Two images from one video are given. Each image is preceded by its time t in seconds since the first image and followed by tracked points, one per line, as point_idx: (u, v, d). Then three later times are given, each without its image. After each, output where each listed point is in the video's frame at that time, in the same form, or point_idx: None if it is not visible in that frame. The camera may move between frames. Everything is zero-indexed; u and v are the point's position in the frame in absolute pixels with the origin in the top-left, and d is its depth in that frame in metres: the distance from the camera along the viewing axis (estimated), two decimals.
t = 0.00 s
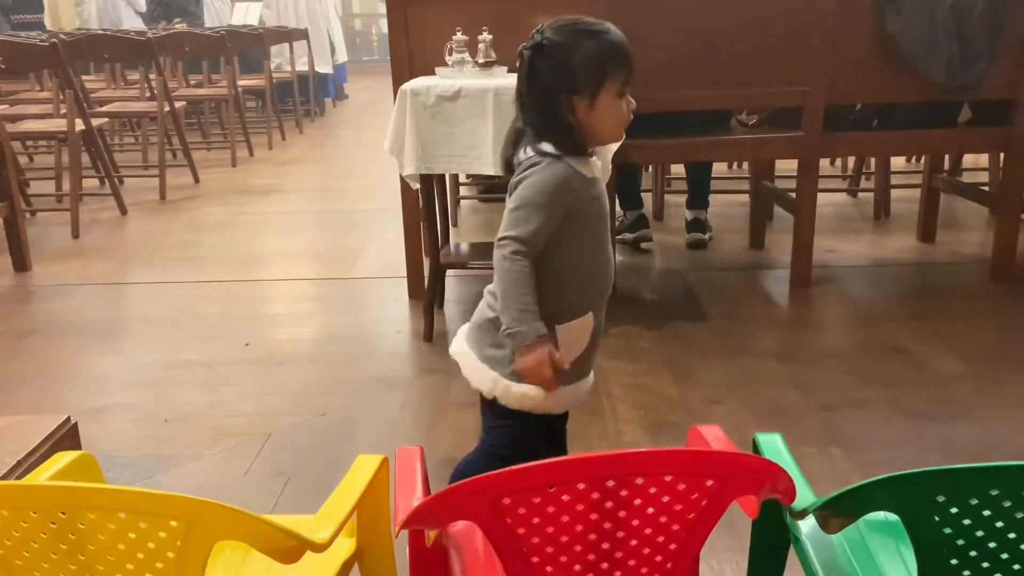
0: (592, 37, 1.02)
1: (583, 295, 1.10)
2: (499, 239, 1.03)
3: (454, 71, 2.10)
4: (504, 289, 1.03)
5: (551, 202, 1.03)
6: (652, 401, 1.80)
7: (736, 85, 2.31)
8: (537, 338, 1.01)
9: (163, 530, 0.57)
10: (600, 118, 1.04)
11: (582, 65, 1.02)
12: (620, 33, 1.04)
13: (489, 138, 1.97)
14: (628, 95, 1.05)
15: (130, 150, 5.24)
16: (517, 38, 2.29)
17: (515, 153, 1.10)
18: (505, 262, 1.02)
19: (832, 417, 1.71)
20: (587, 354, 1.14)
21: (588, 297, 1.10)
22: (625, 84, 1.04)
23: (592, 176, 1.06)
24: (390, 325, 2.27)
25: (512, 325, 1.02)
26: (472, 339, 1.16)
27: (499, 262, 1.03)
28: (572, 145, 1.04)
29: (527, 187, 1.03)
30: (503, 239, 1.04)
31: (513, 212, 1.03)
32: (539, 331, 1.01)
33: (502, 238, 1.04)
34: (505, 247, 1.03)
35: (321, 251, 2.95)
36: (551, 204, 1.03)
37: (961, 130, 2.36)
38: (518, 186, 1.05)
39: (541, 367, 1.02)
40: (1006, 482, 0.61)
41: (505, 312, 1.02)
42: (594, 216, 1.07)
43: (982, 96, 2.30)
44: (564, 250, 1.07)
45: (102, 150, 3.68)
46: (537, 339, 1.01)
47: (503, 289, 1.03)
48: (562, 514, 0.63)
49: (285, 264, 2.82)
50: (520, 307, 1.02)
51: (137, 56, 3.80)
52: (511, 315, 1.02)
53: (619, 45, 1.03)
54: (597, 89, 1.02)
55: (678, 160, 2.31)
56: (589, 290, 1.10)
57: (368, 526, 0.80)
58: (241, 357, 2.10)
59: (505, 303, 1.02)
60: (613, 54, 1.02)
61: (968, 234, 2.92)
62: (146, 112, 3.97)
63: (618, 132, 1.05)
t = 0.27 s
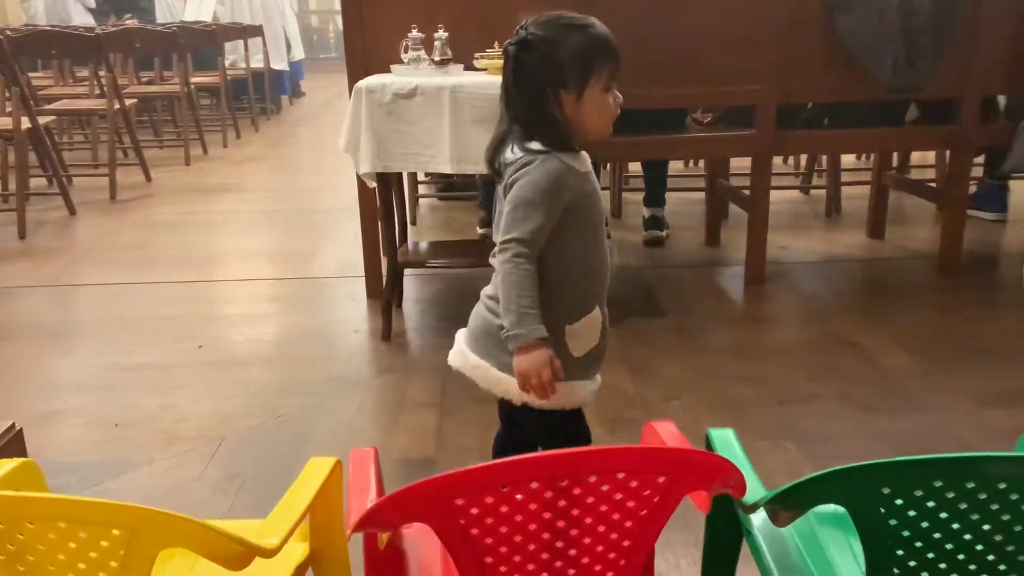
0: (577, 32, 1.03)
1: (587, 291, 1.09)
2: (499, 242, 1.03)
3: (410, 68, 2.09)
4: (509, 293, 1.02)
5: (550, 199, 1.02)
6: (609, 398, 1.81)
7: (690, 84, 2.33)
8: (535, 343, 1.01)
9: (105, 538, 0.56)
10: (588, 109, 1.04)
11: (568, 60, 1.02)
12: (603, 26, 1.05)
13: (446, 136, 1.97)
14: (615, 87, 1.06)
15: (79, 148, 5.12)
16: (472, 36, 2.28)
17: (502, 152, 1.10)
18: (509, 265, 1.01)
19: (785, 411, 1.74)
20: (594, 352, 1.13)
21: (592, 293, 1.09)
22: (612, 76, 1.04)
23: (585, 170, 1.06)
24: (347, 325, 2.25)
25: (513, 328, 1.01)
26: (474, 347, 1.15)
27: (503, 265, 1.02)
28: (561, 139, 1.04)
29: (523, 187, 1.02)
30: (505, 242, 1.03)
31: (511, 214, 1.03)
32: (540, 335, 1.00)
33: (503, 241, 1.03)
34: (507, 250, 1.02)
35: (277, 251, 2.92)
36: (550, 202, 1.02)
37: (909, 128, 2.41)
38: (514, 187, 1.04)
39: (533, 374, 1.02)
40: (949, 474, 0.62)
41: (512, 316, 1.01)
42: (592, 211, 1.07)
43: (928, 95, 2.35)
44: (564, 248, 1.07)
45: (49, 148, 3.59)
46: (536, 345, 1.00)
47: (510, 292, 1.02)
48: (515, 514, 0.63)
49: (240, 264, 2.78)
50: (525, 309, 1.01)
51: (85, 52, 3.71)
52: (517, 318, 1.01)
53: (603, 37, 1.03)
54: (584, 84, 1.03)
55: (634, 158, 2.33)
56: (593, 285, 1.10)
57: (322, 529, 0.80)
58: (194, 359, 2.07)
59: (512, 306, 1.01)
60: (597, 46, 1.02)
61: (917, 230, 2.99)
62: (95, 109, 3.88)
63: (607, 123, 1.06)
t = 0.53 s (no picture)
0: (579, 33, 0.99)
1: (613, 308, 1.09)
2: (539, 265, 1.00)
3: (340, 65, 2.05)
4: (547, 318, 1.00)
5: (582, 218, 1.00)
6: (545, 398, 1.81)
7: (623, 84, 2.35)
8: (569, 375, 1.02)
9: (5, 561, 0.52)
10: (603, 114, 1.01)
11: (574, 62, 0.99)
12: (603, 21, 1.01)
13: (378, 134, 1.94)
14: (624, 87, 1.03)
15: None
16: (403, 33, 2.25)
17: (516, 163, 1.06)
18: (549, 289, 1.00)
19: (718, 408, 1.76)
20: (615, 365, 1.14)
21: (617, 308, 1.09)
22: (620, 78, 1.02)
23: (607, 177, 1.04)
24: (279, 328, 2.20)
25: (548, 358, 1.01)
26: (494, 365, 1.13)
27: (540, 289, 1.00)
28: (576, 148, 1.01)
29: (553, 205, 1.00)
30: (541, 264, 1.00)
31: (546, 235, 1.00)
32: (575, 366, 1.02)
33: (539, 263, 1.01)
34: (545, 273, 1.00)
35: (207, 252, 2.84)
36: (582, 221, 1.00)
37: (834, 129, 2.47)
38: (543, 204, 1.01)
39: (562, 405, 1.04)
40: (871, 471, 0.63)
41: (549, 343, 1.01)
42: (618, 224, 1.06)
43: (852, 97, 2.42)
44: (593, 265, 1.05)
45: None
46: (569, 375, 1.02)
47: (549, 318, 1.00)
48: (443, 523, 0.62)
49: (167, 266, 2.69)
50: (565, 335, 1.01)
51: None
52: (554, 346, 1.01)
53: (604, 34, 1.00)
54: (593, 84, 0.99)
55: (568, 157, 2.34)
56: (618, 295, 1.09)
57: (244, 542, 0.78)
58: (117, 366, 2.00)
59: (552, 333, 1.00)
60: (599, 44, 0.99)
61: (842, 228, 3.07)
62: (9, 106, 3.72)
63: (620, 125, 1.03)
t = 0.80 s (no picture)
0: (641, 36, 1.08)
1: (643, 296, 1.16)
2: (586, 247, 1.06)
3: (276, 59, 2.01)
4: (600, 298, 1.05)
5: (625, 205, 1.08)
6: (489, 397, 1.79)
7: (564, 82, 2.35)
8: (643, 349, 1.04)
9: None
10: (652, 110, 1.10)
11: (634, 61, 1.07)
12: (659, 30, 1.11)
13: (316, 130, 1.89)
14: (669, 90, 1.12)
15: None
16: (341, 28, 2.21)
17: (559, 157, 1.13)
18: (600, 269, 1.05)
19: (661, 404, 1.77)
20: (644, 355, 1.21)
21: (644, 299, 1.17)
22: (669, 79, 1.11)
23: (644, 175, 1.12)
24: (215, 329, 2.14)
25: (619, 334, 1.03)
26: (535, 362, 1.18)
27: (591, 271, 1.05)
28: (626, 140, 1.09)
29: (598, 193, 1.07)
30: (588, 248, 1.06)
31: (592, 220, 1.07)
32: (645, 339, 1.04)
33: (586, 247, 1.06)
34: (593, 255, 1.06)
35: (138, 252, 2.75)
36: (626, 207, 1.08)
37: (771, 128, 2.52)
38: (587, 193, 1.08)
39: (642, 381, 1.05)
40: (812, 466, 0.63)
41: (618, 320, 1.03)
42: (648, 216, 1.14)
43: (788, 96, 2.46)
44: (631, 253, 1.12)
45: None
46: (644, 351, 1.04)
47: (604, 298, 1.04)
48: (384, 530, 0.60)
49: (96, 267, 2.60)
50: (629, 312, 1.04)
51: None
52: (623, 322, 1.03)
53: (662, 41, 1.09)
54: (648, 85, 1.08)
55: (510, 155, 2.33)
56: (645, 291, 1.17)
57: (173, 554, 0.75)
58: (42, 371, 1.91)
59: (610, 311, 1.04)
60: (659, 49, 1.08)
61: (779, 225, 3.13)
62: None
63: (663, 124, 1.12)
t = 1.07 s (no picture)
0: (692, 22, 1.11)
1: (673, 276, 1.19)
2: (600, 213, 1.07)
3: (233, 53, 1.97)
4: (590, 261, 1.05)
5: (653, 183, 1.09)
6: (452, 395, 1.78)
7: (525, 79, 2.34)
8: (591, 320, 1.04)
9: None
10: (696, 95, 1.13)
11: (682, 46, 1.10)
12: (712, 17, 1.13)
13: (274, 125, 1.87)
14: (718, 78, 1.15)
15: None
16: (299, 22, 2.17)
17: (603, 136, 1.17)
18: (604, 235, 1.05)
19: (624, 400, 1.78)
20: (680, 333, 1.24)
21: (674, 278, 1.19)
22: (719, 66, 1.14)
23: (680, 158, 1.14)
24: (171, 328, 2.10)
25: (577, 296, 1.04)
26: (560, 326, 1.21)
27: (596, 236, 1.06)
28: (663, 124, 1.12)
29: (628, 168, 1.09)
30: (602, 216, 1.07)
31: (614, 192, 1.08)
32: (596, 311, 1.04)
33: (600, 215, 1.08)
34: (604, 223, 1.07)
35: (91, 250, 2.68)
36: (652, 184, 1.09)
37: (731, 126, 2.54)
38: (619, 167, 1.10)
39: (584, 348, 1.05)
40: (774, 459, 0.63)
41: (582, 283, 1.05)
42: (681, 198, 1.15)
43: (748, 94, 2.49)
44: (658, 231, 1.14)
45: None
46: (594, 317, 1.04)
47: (590, 262, 1.05)
48: (345, 530, 0.59)
49: (47, 265, 2.53)
50: (598, 278, 1.04)
51: None
52: (587, 286, 1.04)
53: (713, 28, 1.12)
54: (694, 70, 1.11)
55: (472, 152, 2.32)
56: (680, 272, 1.19)
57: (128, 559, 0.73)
58: None
59: (587, 274, 1.04)
60: (708, 35, 1.11)
61: (739, 222, 3.17)
62: None
63: (707, 112, 1.15)
